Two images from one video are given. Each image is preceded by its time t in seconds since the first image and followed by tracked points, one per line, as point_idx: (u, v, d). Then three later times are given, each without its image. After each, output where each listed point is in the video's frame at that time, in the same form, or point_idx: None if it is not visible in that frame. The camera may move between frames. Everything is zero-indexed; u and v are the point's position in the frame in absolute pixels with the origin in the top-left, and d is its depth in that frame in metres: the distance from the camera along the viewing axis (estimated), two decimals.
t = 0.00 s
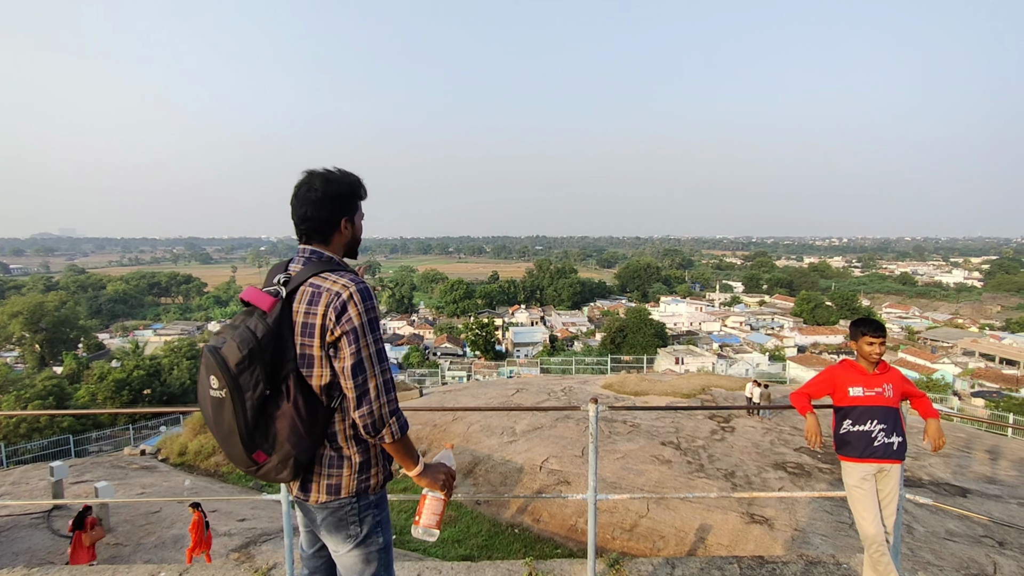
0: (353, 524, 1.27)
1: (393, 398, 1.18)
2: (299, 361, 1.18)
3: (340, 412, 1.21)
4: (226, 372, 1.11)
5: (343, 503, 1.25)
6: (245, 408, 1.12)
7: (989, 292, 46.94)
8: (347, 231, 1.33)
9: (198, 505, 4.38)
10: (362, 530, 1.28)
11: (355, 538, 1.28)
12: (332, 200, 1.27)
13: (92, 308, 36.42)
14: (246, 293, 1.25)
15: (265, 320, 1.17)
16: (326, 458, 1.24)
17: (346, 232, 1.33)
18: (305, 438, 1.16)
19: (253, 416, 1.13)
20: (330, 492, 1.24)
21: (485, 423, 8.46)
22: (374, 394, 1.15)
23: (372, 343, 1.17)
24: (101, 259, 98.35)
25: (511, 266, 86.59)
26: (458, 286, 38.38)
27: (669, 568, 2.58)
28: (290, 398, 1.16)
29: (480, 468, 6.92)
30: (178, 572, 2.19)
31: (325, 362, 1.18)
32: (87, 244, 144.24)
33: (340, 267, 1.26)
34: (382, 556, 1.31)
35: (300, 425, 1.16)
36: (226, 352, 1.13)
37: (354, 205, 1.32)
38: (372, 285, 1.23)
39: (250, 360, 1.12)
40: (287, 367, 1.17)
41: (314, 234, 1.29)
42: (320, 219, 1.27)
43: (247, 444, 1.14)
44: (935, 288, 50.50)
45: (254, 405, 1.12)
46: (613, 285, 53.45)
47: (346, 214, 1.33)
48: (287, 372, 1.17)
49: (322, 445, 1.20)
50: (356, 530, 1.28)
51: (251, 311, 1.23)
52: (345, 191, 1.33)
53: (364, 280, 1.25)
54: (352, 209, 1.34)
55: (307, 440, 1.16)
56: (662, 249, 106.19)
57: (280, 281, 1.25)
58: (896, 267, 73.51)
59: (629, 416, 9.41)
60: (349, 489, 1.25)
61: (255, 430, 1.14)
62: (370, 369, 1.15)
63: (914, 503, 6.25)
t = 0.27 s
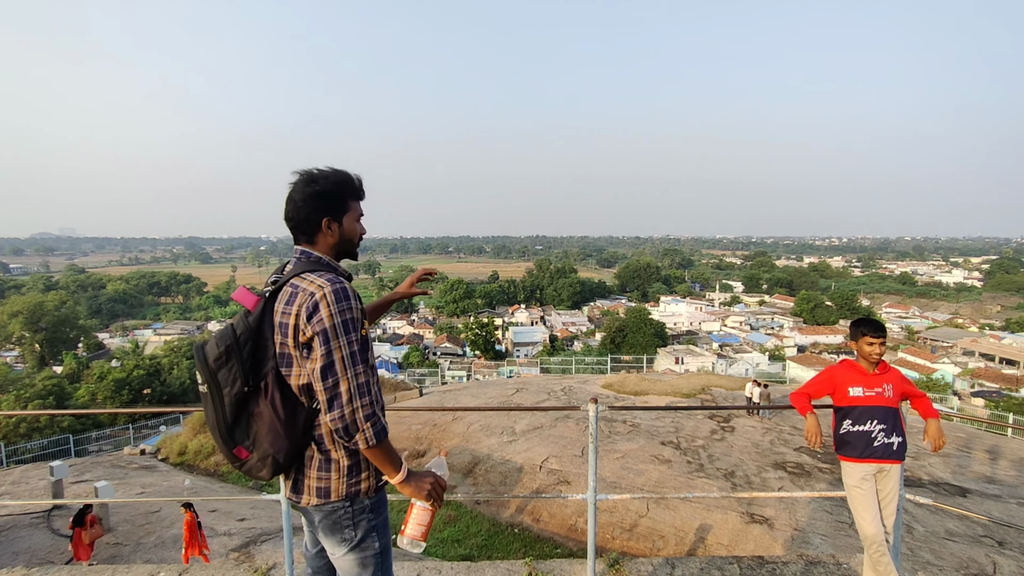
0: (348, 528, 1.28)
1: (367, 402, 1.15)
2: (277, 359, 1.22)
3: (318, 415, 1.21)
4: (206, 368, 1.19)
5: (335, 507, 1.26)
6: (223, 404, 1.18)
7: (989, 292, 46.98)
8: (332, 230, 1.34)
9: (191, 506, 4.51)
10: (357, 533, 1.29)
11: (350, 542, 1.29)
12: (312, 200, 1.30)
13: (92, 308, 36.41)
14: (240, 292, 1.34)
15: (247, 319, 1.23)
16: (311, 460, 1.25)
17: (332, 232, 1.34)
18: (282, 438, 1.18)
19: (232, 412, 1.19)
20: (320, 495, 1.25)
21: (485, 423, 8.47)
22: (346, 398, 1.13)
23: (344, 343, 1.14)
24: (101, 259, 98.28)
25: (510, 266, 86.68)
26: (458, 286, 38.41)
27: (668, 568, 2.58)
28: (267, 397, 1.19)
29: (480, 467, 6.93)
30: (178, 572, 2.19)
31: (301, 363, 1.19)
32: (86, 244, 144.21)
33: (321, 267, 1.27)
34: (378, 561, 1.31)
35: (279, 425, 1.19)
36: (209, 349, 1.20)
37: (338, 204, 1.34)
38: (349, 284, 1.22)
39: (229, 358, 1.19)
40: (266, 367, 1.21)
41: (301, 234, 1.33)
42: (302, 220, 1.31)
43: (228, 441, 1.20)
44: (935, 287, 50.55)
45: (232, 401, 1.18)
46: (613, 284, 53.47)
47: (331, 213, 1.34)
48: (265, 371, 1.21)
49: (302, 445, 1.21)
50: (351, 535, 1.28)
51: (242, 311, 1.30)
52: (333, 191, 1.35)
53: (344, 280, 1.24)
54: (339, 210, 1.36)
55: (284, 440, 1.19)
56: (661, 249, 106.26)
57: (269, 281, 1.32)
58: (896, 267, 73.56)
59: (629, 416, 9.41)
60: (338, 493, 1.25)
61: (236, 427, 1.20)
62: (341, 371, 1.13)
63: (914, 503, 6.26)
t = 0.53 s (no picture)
0: (342, 532, 1.37)
1: (334, 404, 1.18)
2: (265, 357, 1.30)
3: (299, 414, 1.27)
4: (206, 362, 1.33)
5: (328, 508, 1.35)
6: (219, 396, 1.30)
7: (991, 292, 46.82)
8: (323, 229, 1.38)
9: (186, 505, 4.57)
10: (351, 537, 1.38)
11: (344, 544, 1.38)
12: (302, 200, 1.36)
13: (93, 308, 36.45)
14: (248, 289, 1.46)
15: (243, 317, 1.34)
16: (301, 459, 1.34)
17: (323, 231, 1.39)
18: (266, 432, 1.28)
19: (225, 404, 1.30)
20: (311, 495, 1.33)
21: (486, 423, 8.47)
22: (313, 397, 1.18)
23: (315, 343, 1.19)
24: (102, 259, 98.30)
25: (511, 266, 86.68)
26: (459, 286, 38.40)
27: (670, 569, 2.57)
28: (255, 391, 1.28)
29: (481, 467, 6.92)
30: (179, 573, 2.19)
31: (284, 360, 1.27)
32: (88, 244, 144.47)
33: (307, 267, 1.32)
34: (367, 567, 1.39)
35: (264, 421, 1.28)
36: (210, 346, 1.34)
37: (326, 203, 1.37)
38: (327, 285, 1.24)
39: (225, 354, 1.31)
40: (256, 363, 1.30)
41: (298, 235, 1.40)
42: (293, 220, 1.38)
43: (224, 432, 1.32)
44: (936, 287, 50.47)
45: (224, 394, 1.30)
46: (614, 284, 53.43)
47: (321, 213, 1.39)
48: (255, 367, 1.30)
49: (286, 442, 1.30)
50: (345, 538, 1.38)
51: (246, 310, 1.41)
52: (325, 190, 1.39)
53: (324, 280, 1.27)
54: (330, 208, 1.39)
55: (268, 434, 1.28)
56: (662, 248, 106.20)
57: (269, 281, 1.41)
58: (897, 267, 73.49)
59: (630, 416, 9.40)
60: (326, 495, 1.32)
61: (229, 419, 1.31)
62: (310, 371, 1.18)
63: (916, 503, 6.25)
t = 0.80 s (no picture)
0: (336, 532, 1.38)
1: (324, 404, 1.17)
2: (270, 354, 1.32)
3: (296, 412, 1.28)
4: (215, 355, 1.36)
5: (324, 507, 1.36)
6: (225, 390, 1.32)
7: (994, 292, 46.68)
8: (330, 228, 1.39)
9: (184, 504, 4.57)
10: (345, 538, 1.39)
11: (339, 544, 1.39)
12: (311, 199, 1.38)
13: (97, 307, 36.54)
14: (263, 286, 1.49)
15: (252, 312, 1.36)
16: (299, 458, 1.35)
17: (330, 230, 1.39)
18: (267, 428, 1.28)
19: (232, 398, 1.33)
20: (307, 494, 1.35)
21: (487, 423, 8.48)
22: (304, 395, 1.18)
23: (311, 341, 1.18)
24: (105, 259, 98.62)
25: (513, 266, 86.71)
26: (460, 286, 38.42)
27: (673, 568, 2.57)
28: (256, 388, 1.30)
29: (482, 467, 6.92)
30: (182, 572, 2.19)
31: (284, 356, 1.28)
32: (91, 244, 145.01)
33: (314, 265, 1.32)
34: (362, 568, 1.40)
35: (264, 416, 1.29)
36: (219, 341, 1.37)
37: (331, 202, 1.38)
38: (329, 284, 1.24)
39: (231, 348, 1.33)
40: (260, 358, 1.32)
41: (308, 234, 1.42)
42: (302, 220, 1.40)
43: (229, 424, 1.34)
44: (939, 287, 50.34)
45: (230, 387, 1.31)
46: (615, 284, 53.41)
47: (327, 213, 1.40)
48: (259, 362, 1.32)
49: (285, 440, 1.30)
50: (340, 538, 1.39)
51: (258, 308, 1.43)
52: (331, 190, 1.40)
53: (328, 279, 1.27)
54: (336, 207, 1.40)
55: (268, 431, 1.29)
56: (664, 248, 106.15)
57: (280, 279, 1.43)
58: (900, 266, 73.34)
59: (632, 416, 9.39)
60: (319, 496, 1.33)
61: (234, 413, 1.33)
62: (303, 369, 1.18)
63: (919, 503, 6.23)
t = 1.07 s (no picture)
0: (339, 529, 1.38)
1: (342, 402, 1.19)
2: (278, 352, 1.32)
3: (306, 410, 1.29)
4: (221, 352, 1.35)
5: (326, 504, 1.36)
6: (230, 387, 1.32)
7: (997, 292, 46.55)
8: (338, 228, 1.39)
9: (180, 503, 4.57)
10: (348, 536, 1.39)
11: (341, 542, 1.39)
12: (322, 198, 1.39)
13: (99, 307, 36.63)
14: (267, 285, 1.49)
15: (260, 310, 1.36)
16: (303, 456, 1.35)
17: (338, 229, 1.40)
18: (273, 427, 1.29)
19: (236, 396, 1.32)
20: (309, 491, 1.35)
21: (489, 422, 8.47)
22: (321, 392, 1.19)
23: (325, 339, 1.19)
24: (108, 259, 98.90)
25: (515, 266, 86.74)
26: (462, 286, 38.43)
27: (675, 568, 2.57)
28: (266, 384, 1.30)
29: (484, 467, 6.91)
30: (183, 572, 2.18)
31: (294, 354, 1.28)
32: (93, 244, 145.67)
33: (325, 263, 1.33)
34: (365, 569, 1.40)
35: (273, 414, 1.28)
36: (225, 337, 1.36)
37: (341, 202, 1.39)
38: (342, 283, 1.25)
39: (238, 344, 1.33)
40: (269, 355, 1.32)
41: (315, 233, 1.41)
42: (312, 218, 1.40)
43: (230, 422, 1.33)
44: (942, 287, 50.20)
45: (236, 384, 1.31)
46: (617, 284, 53.39)
47: (336, 213, 1.40)
48: (268, 359, 1.32)
49: (292, 438, 1.31)
50: (342, 535, 1.38)
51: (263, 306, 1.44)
52: (341, 190, 1.40)
53: (340, 277, 1.28)
54: (345, 207, 1.40)
55: (274, 428, 1.29)
56: (666, 248, 106.04)
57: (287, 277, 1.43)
58: (902, 266, 73.17)
59: (633, 416, 9.38)
60: (323, 493, 1.34)
61: (238, 411, 1.32)
62: (320, 367, 1.19)
63: (922, 504, 6.22)
